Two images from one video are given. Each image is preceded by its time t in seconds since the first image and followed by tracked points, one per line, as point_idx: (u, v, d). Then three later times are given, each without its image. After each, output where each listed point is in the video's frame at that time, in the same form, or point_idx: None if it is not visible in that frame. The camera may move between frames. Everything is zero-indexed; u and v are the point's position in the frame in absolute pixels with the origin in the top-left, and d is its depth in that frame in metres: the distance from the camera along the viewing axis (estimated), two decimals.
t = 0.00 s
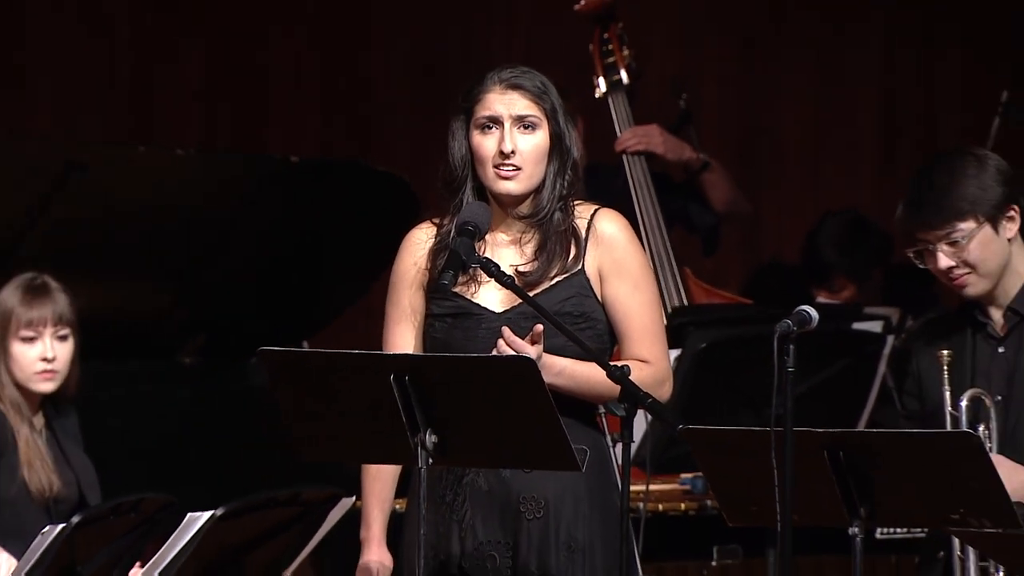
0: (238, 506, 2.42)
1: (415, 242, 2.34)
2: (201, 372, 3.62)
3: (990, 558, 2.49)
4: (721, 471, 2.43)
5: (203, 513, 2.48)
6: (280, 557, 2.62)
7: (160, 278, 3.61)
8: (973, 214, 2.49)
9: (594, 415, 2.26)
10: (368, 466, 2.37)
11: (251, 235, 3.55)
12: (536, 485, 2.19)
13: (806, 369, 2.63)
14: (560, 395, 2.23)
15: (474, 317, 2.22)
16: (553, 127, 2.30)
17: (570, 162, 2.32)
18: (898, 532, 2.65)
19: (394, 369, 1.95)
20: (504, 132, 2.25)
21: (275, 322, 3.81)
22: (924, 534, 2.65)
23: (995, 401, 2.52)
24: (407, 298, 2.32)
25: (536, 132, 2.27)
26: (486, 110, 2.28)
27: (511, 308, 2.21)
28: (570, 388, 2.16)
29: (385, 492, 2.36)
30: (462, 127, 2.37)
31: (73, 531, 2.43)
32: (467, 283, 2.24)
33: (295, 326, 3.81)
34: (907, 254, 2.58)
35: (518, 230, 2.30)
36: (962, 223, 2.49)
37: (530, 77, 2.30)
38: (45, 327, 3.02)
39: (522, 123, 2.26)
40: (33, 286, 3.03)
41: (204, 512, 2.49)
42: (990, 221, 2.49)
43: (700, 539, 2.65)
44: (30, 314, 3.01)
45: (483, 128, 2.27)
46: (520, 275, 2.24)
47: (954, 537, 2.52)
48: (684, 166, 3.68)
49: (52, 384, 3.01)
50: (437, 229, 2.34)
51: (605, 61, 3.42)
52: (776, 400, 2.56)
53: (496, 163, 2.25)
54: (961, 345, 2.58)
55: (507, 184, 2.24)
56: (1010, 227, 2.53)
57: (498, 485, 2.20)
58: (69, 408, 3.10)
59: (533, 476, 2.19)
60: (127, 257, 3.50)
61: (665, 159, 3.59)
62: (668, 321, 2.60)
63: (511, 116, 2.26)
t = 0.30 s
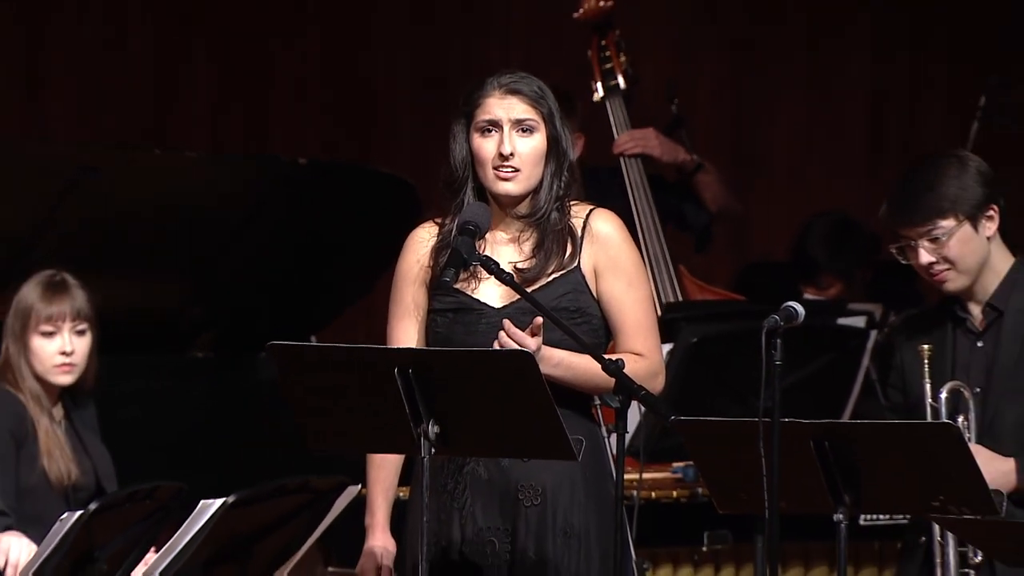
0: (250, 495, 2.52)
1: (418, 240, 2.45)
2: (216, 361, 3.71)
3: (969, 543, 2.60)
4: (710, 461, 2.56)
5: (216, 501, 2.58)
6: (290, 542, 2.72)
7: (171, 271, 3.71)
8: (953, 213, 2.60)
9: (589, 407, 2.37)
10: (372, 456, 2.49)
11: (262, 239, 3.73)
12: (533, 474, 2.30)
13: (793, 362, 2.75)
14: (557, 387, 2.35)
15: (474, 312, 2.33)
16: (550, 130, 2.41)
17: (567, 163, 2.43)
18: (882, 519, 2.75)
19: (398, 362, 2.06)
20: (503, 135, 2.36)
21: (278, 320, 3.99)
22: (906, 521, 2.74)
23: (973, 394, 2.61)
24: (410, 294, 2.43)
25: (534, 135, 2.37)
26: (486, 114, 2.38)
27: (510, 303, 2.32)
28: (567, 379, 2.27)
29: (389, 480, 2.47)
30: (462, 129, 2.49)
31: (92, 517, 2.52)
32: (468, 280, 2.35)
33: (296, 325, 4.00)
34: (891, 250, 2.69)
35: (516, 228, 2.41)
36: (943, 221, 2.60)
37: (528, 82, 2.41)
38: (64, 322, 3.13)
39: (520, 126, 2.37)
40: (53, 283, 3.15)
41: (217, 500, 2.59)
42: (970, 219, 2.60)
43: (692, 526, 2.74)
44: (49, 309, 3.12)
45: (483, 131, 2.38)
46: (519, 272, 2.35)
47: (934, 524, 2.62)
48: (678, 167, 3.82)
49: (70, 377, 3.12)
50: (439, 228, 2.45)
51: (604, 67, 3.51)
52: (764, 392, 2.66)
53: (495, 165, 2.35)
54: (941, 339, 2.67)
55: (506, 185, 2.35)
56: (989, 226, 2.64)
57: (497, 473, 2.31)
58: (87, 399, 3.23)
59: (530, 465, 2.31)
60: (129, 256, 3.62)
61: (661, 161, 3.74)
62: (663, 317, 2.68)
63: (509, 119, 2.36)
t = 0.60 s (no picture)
0: (260, 482, 2.64)
1: (421, 239, 2.58)
2: (225, 359, 4.03)
3: (947, 528, 2.72)
4: (699, 452, 2.69)
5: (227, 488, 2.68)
6: (299, 526, 2.85)
7: (177, 269, 3.93)
8: (933, 213, 2.73)
9: (584, 398, 2.50)
10: (379, 445, 2.62)
11: (272, 239, 3.99)
12: (532, 462, 2.44)
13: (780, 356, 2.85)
14: (554, 380, 2.48)
15: (475, 309, 2.45)
16: (547, 134, 2.53)
17: (563, 166, 2.55)
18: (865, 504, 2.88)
19: (404, 355, 2.19)
20: (502, 138, 2.48)
21: (277, 320, 4.21)
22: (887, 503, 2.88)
23: (952, 385, 2.74)
24: (413, 291, 2.56)
25: (532, 138, 2.50)
26: (486, 118, 2.51)
27: (509, 300, 2.45)
28: (563, 371, 2.40)
29: (394, 468, 2.60)
30: (463, 133, 2.62)
31: (111, 504, 2.62)
32: (468, 277, 2.48)
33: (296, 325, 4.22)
34: (874, 249, 2.81)
35: (515, 228, 2.54)
36: (922, 221, 2.73)
37: (526, 88, 2.54)
38: (84, 317, 3.26)
39: (518, 130, 2.49)
40: (73, 280, 3.29)
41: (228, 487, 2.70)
42: (948, 219, 2.73)
43: (682, 510, 2.89)
44: (69, 305, 3.25)
45: (483, 134, 2.51)
46: (517, 270, 2.48)
47: (915, 510, 2.75)
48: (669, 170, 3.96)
49: (90, 369, 3.25)
50: (441, 228, 2.57)
51: (599, 73, 3.64)
52: (753, 384, 2.79)
53: (494, 167, 2.48)
54: (920, 333, 2.78)
55: (505, 187, 2.48)
56: (967, 225, 2.76)
57: (497, 462, 2.45)
58: (106, 391, 3.36)
59: (529, 453, 2.44)
60: (130, 255, 3.82)
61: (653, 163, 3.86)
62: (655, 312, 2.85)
63: (508, 123, 2.49)
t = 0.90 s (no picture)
0: (271, 470, 2.76)
1: (425, 239, 2.71)
2: (237, 352, 4.10)
3: (929, 513, 2.81)
4: (691, 443, 2.81)
5: (239, 476, 2.81)
6: (309, 509, 2.97)
7: (191, 266, 4.07)
8: (916, 210, 2.82)
9: (581, 391, 2.65)
10: (385, 435, 2.75)
11: (276, 238, 4.11)
12: (530, 451, 2.57)
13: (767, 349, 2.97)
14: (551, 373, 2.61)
15: (476, 305, 2.58)
16: (544, 136, 2.66)
17: (559, 167, 2.68)
18: (850, 491, 2.98)
19: (408, 349, 2.31)
20: (501, 141, 2.61)
21: (282, 315, 4.37)
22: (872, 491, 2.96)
23: (934, 377, 2.82)
24: (418, 289, 2.69)
25: (529, 141, 2.62)
26: (485, 121, 2.63)
27: (509, 297, 2.58)
28: (559, 363, 2.52)
29: (401, 456, 2.73)
30: (464, 136, 2.75)
31: (128, 491, 2.75)
32: (470, 275, 2.61)
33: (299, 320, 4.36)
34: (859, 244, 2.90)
35: (513, 227, 2.66)
36: (906, 218, 2.82)
37: (523, 93, 2.66)
38: (103, 312, 3.39)
39: (516, 133, 2.61)
40: (92, 276, 3.42)
41: (240, 475, 2.83)
42: (931, 217, 2.82)
43: (675, 497, 3.00)
44: (89, 300, 3.38)
45: (483, 137, 2.63)
46: (516, 268, 2.60)
47: (898, 497, 2.85)
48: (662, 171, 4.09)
49: (108, 362, 3.39)
50: (443, 228, 2.70)
51: (594, 79, 3.77)
52: (741, 376, 2.91)
53: (493, 168, 2.61)
54: (903, 327, 2.87)
55: (503, 188, 2.60)
56: (949, 224, 2.85)
57: (497, 450, 2.58)
58: (124, 382, 3.52)
59: (528, 443, 2.58)
60: (146, 252, 3.95)
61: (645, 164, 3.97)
62: (648, 308, 2.94)
63: (507, 127, 2.61)
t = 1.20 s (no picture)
0: (280, 455, 2.90)
1: (427, 237, 2.85)
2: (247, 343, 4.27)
3: (908, 498, 2.93)
4: (684, 433, 2.94)
5: (250, 461, 2.95)
6: (316, 494, 3.11)
7: (202, 262, 4.21)
8: (897, 207, 2.94)
9: (576, 381, 2.79)
10: (390, 423, 2.89)
11: (284, 236, 4.25)
12: (528, 439, 2.72)
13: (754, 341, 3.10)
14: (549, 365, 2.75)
15: (476, 300, 2.72)
16: (539, 137, 2.80)
17: (554, 167, 2.82)
18: (835, 476, 3.08)
19: (410, 339, 2.45)
20: (499, 141, 2.75)
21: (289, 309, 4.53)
22: (855, 476, 3.06)
23: (913, 367, 2.94)
24: (422, 285, 2.83)
25: (525, 141, 2.76)
26: (483, 123, 2.77)
27: (507, 292, 2.72)
28: (556, 356, 2.66)
29: (405, 443, 2.88)
30: (464, 137, 2.89)
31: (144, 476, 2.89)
32: (471, 272, 2.75)
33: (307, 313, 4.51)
34: (842, 238, 3.02)
35: (511, 225, 2.80)
36: (888, 215, 2.94)
37: (520, 95, 2.79)
38: (120, 305, 3.55)
39: (513, 133, 2.75)
40: (110, 271, 3.59)
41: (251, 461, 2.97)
42: (912, 214, 2.93)
43: (666, 482, 3.15)
44: (107, 294, 3.54)
45: (481, 138, 2.77)
46: (515, 264, 2.74)
47: (879, 482, 2.97)
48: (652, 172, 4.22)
49: (126, 353, 3.54)
50: (444, 226, 2.84)
51: (588, 83, 3.89)
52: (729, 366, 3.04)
53: (491, 168, 2.75)
54: (884, 319, 3.02)
55: (501, 186, 2.74)
56: (929, 221, 2.97)
57: (496, 438, 2.72)
58: (140, 371, 3.71)
59: (525, 431, 2.72)
60: (159, 249, 4.10)
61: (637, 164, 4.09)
62: (640, 303, 3.10)
63: (504, 128, 2.75)
